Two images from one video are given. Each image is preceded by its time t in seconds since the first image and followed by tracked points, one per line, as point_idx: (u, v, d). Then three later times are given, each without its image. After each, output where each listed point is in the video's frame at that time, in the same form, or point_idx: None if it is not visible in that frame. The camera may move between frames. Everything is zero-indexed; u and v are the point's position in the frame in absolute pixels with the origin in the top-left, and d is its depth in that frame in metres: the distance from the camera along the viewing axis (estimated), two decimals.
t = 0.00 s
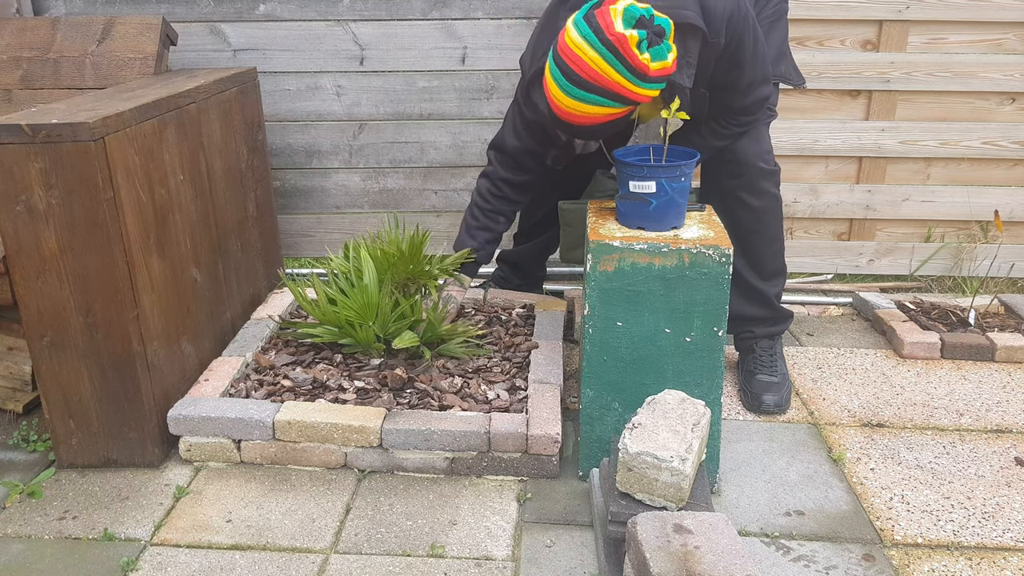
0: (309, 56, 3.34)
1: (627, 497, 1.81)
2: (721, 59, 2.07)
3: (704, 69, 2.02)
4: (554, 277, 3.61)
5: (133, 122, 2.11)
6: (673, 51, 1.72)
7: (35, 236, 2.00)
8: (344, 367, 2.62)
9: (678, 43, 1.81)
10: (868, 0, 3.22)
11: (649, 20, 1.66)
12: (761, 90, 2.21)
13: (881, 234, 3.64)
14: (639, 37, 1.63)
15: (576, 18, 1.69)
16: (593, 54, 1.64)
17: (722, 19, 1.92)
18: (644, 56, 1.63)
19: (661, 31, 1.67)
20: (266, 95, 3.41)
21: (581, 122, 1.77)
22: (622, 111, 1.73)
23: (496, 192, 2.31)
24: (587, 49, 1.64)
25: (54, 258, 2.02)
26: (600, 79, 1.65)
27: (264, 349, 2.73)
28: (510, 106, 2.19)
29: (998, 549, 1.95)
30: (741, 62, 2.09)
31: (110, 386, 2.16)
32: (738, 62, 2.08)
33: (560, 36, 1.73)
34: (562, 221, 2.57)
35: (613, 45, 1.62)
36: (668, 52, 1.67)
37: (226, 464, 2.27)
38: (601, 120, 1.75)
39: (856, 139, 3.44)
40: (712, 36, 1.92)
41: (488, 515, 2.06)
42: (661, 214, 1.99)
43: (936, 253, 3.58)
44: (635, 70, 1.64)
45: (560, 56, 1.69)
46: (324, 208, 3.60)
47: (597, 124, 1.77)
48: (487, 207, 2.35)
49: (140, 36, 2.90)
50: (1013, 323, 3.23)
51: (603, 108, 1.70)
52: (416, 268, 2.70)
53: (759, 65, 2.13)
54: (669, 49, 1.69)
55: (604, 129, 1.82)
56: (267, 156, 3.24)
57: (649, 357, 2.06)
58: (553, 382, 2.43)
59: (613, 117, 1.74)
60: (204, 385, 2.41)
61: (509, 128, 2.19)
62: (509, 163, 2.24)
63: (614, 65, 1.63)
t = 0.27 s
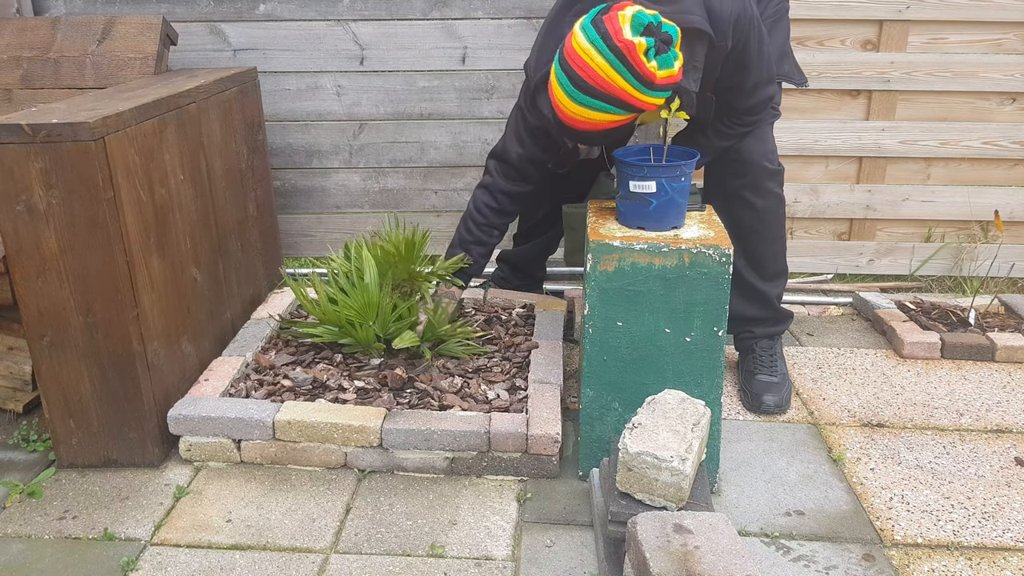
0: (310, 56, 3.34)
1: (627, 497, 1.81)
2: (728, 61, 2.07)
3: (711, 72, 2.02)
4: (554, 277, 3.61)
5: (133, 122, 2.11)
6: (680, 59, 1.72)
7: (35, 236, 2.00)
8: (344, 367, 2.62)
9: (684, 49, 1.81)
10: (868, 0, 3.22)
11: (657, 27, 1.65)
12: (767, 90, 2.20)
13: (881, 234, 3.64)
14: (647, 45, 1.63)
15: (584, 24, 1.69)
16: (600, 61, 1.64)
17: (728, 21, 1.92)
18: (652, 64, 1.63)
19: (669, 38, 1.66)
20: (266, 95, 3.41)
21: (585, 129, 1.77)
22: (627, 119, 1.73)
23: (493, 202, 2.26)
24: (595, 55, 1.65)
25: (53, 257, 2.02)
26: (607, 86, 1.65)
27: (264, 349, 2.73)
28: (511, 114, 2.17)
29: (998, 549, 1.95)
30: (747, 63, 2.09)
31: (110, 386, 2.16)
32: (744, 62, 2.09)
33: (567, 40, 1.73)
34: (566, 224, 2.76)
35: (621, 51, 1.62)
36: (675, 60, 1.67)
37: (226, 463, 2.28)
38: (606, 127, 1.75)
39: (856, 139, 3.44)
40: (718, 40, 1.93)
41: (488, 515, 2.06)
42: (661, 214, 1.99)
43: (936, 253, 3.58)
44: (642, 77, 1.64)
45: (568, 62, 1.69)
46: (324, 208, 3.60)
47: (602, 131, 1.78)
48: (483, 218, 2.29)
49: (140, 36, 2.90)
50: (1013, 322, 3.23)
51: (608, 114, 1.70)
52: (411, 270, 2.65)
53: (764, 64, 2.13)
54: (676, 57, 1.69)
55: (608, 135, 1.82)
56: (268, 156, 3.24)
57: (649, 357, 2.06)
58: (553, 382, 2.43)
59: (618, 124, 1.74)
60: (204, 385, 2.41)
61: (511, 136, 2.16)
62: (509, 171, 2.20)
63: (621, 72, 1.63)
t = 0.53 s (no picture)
0: (310, 56, 3.34)
1: (627, 497, 1.81)
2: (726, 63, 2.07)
3: (710, 74, 2.03)
4: (554, 277, 3.61)
5: (133, 122, 2.11)
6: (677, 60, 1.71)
7: (35, 236, 2.00)
8: (344, 367, 2.62)
9: (683, 50, 1.81)
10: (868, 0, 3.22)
11: (654, 28, 1.66)
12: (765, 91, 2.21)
13: (881, 234, 3.64)
14: (644, 45, 1.63)
15: (582, 23, 1.69)
16: (597, 60, 1.64)
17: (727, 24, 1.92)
18: (649, 64, 1.63)
19: (666, 39, 1.66)
20: (266, 95, 3.41)
21: (583, 129, 1.77)
22: (624, 118, 1.73)
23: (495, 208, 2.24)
24: (591, 54, 1.65)
25: (54, 257, 2.02)
26: (604, 86, 1.65)
27: (264, 349, 2.73)
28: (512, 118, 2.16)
29: (998, 549, 1.95)
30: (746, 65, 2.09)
31: (110, 386, 2.16)
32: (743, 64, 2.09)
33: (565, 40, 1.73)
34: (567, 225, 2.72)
35: (618, 51, 1.62)
36: (672, 61, 1.67)
37: (226, 463, 2.28)
38: (602, 127, 1.75)
39: (856, 139, 3.44)
40: (717, 42, 1.93)
41: (488, 514, 2.06)
42: (661, 214, 1.99)
43: (936, 253, 3.58)
44: (638, 76, 1.64)
45: (565, 61, 1.69)
46: (324, 207, 3.60)
47: (599, 131, 1.77)
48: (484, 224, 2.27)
49: (140, 36, 2.90)
50: (1013, 322, 3.23)
51: (605, 114, 1.70)
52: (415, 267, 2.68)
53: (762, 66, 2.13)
54: (674, 57, 1.69)
55: (605, 135, 1.82)
56: (268, 156, 3.24)
57: (649, 357, 2.06)
58: (553, 382, 2.43)
59: (615, 124, 1.74)
60: (204, 385, 2.41)
61: (514, 140, 2.13)
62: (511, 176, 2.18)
63: (618, 71, 1.63)
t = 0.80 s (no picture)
0: (310, 56, 3.34)
1: (627, 497, 1.81)
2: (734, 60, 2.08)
3: (714, 73, 2.04)
4: (554, 277, 3.61)
5: (133, 122, 2.11)
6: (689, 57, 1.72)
7: (35, 236, 2.00)
8: (344, 367, 2.62)
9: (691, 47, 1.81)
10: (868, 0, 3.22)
11: (667, 25, 1.66)
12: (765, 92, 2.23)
13: (881, 234, 3.64)
14: (658, 42, 1.63)
15: (594, 19, 1.68)
16: (610, 56, 1.64)
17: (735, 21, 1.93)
18: (662, 61, 1.63)
19: (678, 36, 1.67)
20: (266, 95, 3.41)
21: (593, 125, 1.77)
22: (635, 114, 1.73)
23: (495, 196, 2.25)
24: (605, 50, 1.64)
25: (53, 257, 2.02)
26: (617, 82, 1.65)
27: (264, 349, 2.73)
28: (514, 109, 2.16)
29: (998, 549, 1.95)
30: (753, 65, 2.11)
31: (110, 386, 2.16)
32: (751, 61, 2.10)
33: (577, 35, 1.72)
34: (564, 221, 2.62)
35: (631, 47, 1.62)
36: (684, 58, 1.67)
37: (226, 464, 2.28)
38: (613, 122, 1.75)
39: (856, 139, 3.44)
40: (724, 40, 1.93)
41: (488, 515, 2.06)
42: (661, 214, 1.99)
43: (936, 253, 3.58)
44: (652, 74, 1.64)
45: (577, 56, 1.68)
46: (324, 208, 3.60)
47: (609, 127, 1.78)
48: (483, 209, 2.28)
49: (140, 36, 2.90)
50: (1013, 323, 3.23)
51: (617, 110, 1.70)
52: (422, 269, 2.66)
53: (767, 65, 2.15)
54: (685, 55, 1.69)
55: (615, 131, 1.82)
56: (268, 156, 3.24)
57: (649, 357, 2.06)
58: (553, 382, 2.43)
59: (626, 120, 1.74)
60: (204, 385, 2.41)
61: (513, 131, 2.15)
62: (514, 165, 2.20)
63: (631, 67, 1.63)
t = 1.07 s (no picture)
0: (310, 56, 3.34)
1: (627, 497, 1.81)
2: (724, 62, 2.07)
3: (704, 72, 2.02)
4: (554, 277, 3.61)
5: (133, 122, 2.11)
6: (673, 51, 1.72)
7: (35, 236, 2.00)
8: (344, 367, 2.62)
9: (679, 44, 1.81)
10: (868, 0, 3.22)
11: (651, 18, 1.66)
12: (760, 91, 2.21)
13: (881, 234, 3.64)
14: (640, 34, 1.63)
15: (579, 12, 1.69)
16: (593, 48, 1.64)
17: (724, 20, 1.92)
18: (645, 53, 1.63)
19: (662, 30, 1.68)
20: (266, 95, 3.41)
21: (578, 117, 1.77)
22: (620, 107, 1.73)
23: (509, 177, 2.34)
24: (587, 42, 1.64)
25: (53, 257, 2.02)
26: (600, 73, 1.65)
27: (264, 349, 2.73)
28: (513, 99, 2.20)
29: (998, 549, 1.95)
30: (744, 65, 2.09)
31: (110, 386, 2.16)
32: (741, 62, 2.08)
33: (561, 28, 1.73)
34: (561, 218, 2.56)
35: (613, 38, 1.62)
36: (668, 52, 1.68)
37: (226, 463, 2.28)
38: (598, 115, 1.75)
39: (856, 139, 3.44)
40: (713, 37, 1.93)
41: (488, 515, 2.06)
42: (661, 214, 1.99)
43: (936, 253, 3.58)
44: (634, 65, 1.64)
45: (560, 48, 1.69)
46: (324, 207, 3.60)
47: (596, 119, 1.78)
48: (499, 190, 2.38)
49: (140, 36, 2.90)
50: (1013, 322, 3.23)
51: (600, 102, 1.69)
52: (420, 268, 2.68)
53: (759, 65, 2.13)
54: (669, 49, 1.70)
55: (601, 125, 1.81)
56: (267, 156, 3.24)
57: (649, 357, 2.06)
58: (553, 382, 2.43)
59: (611, 113, 1.74)
60: (204, 385, 2.41)
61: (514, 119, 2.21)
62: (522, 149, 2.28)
63: (613, 59, 1.63)
